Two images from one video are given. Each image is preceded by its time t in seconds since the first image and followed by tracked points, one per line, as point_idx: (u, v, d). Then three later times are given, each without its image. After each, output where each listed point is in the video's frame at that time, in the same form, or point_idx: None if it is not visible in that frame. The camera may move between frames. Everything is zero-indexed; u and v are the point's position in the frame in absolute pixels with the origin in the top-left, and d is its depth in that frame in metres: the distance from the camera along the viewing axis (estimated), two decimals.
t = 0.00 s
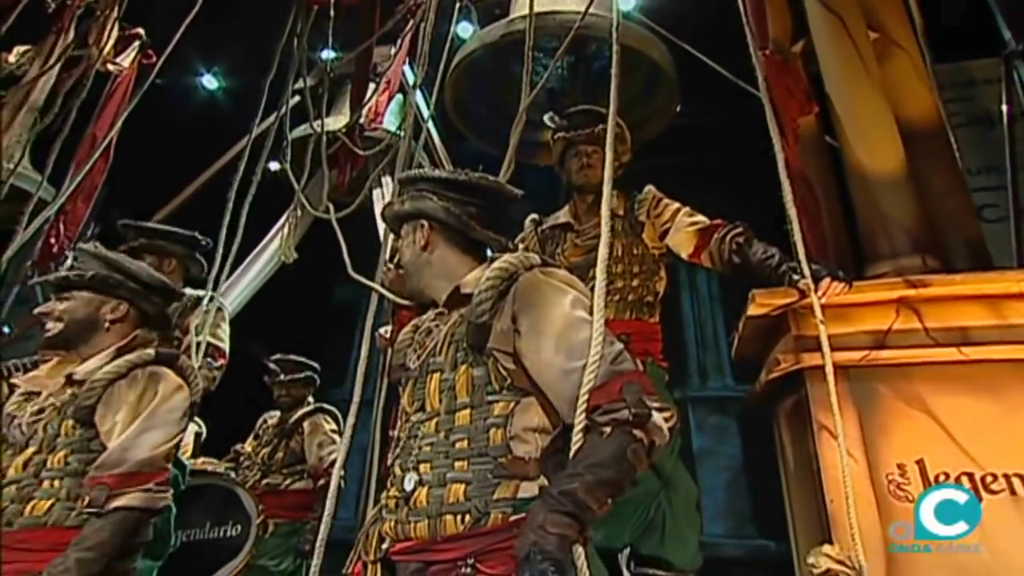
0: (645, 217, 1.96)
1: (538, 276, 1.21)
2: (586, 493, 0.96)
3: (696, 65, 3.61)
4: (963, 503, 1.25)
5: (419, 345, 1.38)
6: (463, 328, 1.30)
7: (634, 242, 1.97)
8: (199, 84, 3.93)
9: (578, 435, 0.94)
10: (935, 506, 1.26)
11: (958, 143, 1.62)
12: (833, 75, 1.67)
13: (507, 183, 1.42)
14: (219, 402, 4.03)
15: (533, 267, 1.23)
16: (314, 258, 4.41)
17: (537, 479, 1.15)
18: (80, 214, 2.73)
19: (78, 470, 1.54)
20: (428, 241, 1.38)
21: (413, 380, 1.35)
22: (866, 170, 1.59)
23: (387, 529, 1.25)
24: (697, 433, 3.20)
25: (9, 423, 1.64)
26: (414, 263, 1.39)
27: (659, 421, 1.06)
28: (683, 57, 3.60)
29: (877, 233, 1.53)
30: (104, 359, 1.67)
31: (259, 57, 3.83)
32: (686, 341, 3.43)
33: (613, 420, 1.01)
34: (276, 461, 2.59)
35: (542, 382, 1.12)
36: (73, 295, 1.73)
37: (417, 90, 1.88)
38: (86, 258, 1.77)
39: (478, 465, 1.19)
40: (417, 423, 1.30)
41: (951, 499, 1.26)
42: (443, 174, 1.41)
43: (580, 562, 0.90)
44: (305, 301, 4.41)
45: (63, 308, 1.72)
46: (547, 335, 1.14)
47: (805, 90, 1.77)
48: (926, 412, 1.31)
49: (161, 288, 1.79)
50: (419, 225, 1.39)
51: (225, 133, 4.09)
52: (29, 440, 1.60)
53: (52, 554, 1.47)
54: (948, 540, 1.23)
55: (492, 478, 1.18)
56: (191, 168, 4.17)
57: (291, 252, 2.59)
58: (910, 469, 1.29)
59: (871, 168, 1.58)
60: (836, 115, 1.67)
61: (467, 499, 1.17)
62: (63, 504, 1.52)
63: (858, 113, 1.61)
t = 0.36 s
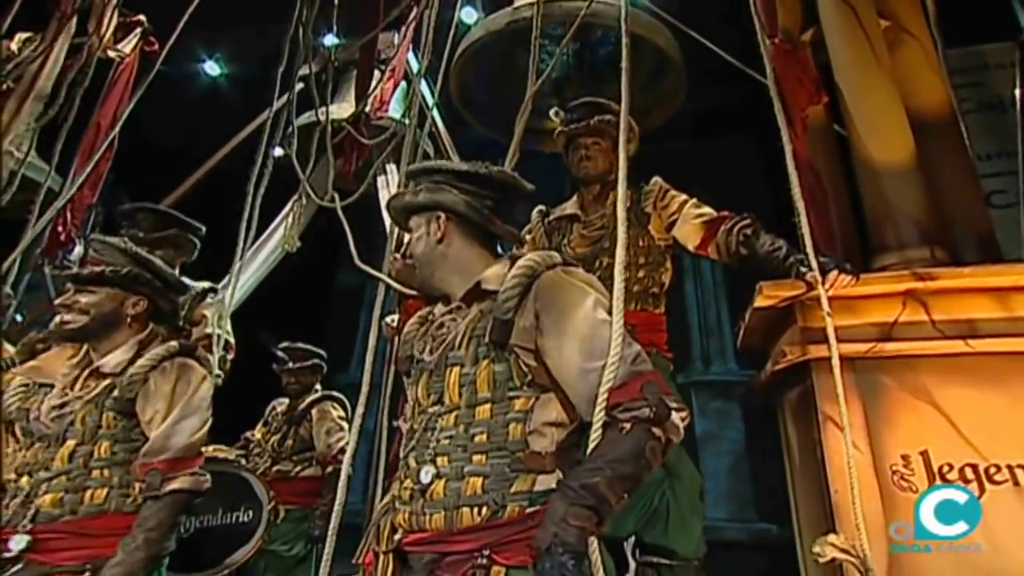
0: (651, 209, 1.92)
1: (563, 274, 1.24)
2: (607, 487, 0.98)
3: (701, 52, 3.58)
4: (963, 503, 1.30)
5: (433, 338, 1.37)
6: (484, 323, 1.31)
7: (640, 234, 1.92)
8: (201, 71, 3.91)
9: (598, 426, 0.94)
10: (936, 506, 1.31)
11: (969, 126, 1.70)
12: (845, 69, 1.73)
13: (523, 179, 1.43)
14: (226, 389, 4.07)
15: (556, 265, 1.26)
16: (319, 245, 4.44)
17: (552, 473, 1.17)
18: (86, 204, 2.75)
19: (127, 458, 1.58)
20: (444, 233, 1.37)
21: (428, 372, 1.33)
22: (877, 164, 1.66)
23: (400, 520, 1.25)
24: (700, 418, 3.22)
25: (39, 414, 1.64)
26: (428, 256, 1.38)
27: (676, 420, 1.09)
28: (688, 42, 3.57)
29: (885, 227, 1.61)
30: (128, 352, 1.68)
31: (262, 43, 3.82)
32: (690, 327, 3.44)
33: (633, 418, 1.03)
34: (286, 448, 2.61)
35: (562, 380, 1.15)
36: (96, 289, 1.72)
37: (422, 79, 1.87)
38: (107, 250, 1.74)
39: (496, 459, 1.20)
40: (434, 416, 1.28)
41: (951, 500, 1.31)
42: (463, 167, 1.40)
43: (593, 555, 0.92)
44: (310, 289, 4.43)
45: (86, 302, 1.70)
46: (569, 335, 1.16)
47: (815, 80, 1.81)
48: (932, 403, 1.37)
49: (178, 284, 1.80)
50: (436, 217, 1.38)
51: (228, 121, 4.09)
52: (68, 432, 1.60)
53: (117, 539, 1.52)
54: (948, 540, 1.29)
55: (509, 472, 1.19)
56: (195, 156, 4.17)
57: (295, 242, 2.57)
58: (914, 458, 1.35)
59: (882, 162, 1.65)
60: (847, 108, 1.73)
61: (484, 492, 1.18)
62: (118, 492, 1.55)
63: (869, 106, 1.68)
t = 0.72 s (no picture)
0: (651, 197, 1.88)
1: (600, 279, 1.22)
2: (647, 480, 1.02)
3: (706, 37, 3.54)
4: (964, 502, 1.33)
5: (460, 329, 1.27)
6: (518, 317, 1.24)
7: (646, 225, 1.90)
8: (205, 59, 3.90)
9: (630, 426, 1.04)
10: (936, 506, 1.33)
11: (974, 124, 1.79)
12: (855, 62, 1.78)
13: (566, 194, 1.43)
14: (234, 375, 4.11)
15: (591, 270, 1.23)
16: (323, 232, 4.47)
17: (583, 469, 1.14)
18: (94, 193, 2.77)
19: (168, 451, 1.54)
20: (482, 228, 1.30)
21: (453, 366, 1.25)
22: (885, 158, 1.73)
23: (423, 511, 1.18)
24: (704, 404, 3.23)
25: (89, 401, 1.62)
26: (459, 246, 1.29)
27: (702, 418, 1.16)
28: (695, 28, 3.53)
29: (892, 219, 1.69)
30: (177, 345, 1.65)
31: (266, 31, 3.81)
32: (695, 314, 3.44)
33: (670, 415, 1.08)
34: (295, 436, 2.61)
35: (595, 383, 1.16)
36: (151, 283, 1.67)
37: (427, 68, 1.87)
38: (157, 244, 1.70)
39: (531, 453, 1.15)
40: (466, 409, 1.21)
41: (951, 500, 1.34)
42: (519, 166, 1.34)
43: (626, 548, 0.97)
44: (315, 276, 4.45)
45: (144, 297, 1.66)
46: (611, 341, 1.16)
47: (824, 71, 1.82)
48: (936, 395, 1.40)
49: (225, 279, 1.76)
50: (475, 208, 1.30)
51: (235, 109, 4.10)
52: (115, 421, 1.57)
53: (159, 530, 1.49)
54: (948, 540, 1.31)
55: (545, 466, 1.15)
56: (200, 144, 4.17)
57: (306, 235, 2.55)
58: (918, 451, 1.38)
59: (890, 156, 1.72)
60: (857, 100, 1.79)
61: (522, 485, 1.14)
62: (156, 483, 1.51)
63: (879, 99, 1.75)
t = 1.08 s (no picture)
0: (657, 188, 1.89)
1: (616, 277, 1.26)
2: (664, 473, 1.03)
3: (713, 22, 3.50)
4: (964, 503, 1.35)
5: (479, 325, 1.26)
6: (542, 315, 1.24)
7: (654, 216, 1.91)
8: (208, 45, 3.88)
9: (653, 402, 1.12)
10: (936, 507, 1.35)
11: (985, 112, 1.79)
12: (864, 53, 1.78)
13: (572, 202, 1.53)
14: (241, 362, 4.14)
15: (608, 269, 1.26)
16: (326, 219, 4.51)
17: (602, 460, 1.17)
18: (102, 179, 2.79)
19: (213, 446, 1.57)
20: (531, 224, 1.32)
21: (472, 363, 1.24)
22: (894, 149, 1.75)
23: (445, 503, 1.18)
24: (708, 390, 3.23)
25: (141, 394, 1.64)
26: (515, 239, 1.29)
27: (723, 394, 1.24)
28: (702, 13, 3.48)
29: (900, 210, 1.73)
30: (224, 341, 1.67)
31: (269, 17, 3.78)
32: (698, 300, 3.41)
33: (699, 390, 1.16)
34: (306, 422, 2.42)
35: (622, 375, 1.22)
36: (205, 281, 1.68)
37: (433, 61, 1.87)
38: (211, 240, 1.67)
39: (556, 447, 1.17)
40: (489, 405, 1.21)
41: (951, 500, 1.36)
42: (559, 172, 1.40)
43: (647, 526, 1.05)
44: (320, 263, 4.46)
45: (199, 293, 1.67)
46: (636, 335, 1.21)
47: (834, 62, 1.79)
48: (942, 387, 1.42)
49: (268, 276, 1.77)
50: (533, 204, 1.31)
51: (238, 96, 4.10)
52: (166, 414, 1.60)
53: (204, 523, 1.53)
54: (948, 541, 1.33)
55: (569, 458, 1.17)
56: (203, 132, 4.16)
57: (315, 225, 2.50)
58: (921, 443, 1.40)
59: (899, 147, 1.74)
60: (867, 91, 1.79)
61: (547, 477, 1.15)
62: (203, 478, 1.55)
63: (890, 90, 1.75)
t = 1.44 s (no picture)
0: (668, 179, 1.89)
1: (642, 273, 1.20)
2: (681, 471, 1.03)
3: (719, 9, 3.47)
4: (963, 502, 1.36)
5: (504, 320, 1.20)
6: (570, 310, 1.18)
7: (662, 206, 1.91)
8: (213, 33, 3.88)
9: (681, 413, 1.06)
10: (936, 507, 1.37)
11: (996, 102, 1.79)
12: (875, 44, 1.77)
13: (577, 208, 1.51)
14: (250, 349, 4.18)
15: (636, 264, 1.21)
16: (330, 208, 4.45)
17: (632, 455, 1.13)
18: (110, 169, 2.81)
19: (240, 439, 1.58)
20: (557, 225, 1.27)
21: (499, 358, 1.17)
22: (903, 140, 1.76)
23: (477, 499, 1.13)
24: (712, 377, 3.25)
25: (171, 384, 1.65)
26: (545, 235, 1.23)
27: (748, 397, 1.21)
28: None
29: (908, 203, 1.73)
30: (255, 335, 1.73)
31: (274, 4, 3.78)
32: (702, 284, 3.44)
33: (727, 400, 1.10)
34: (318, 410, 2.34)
35: (644, 372, 1.15)
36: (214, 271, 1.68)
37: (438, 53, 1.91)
38: (247, 235, 1.73)
39: (590, 441, 1.13)
40: (520, 400, 1.15)
41: (951, 500, 1.37)
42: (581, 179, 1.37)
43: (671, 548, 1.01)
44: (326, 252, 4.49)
45: (236, 288, 1.69)
46: (665, 334, 1.15)
47: (844, 51, 1.78)
48: (946, 378, 1.43)
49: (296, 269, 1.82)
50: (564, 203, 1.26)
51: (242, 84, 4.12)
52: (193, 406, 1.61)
53: (231, 514, 1.58)
54: (948, 540, 1.35)
55: (602, 453, 1.13)
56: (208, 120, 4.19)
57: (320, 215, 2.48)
58: (924, 434, 1.41)
59: (908, 138, 1.75)
60: (877, 82, 1.79)
61: (582, 472, 1.11)
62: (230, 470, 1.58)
63: (901, 81, 1.74)
